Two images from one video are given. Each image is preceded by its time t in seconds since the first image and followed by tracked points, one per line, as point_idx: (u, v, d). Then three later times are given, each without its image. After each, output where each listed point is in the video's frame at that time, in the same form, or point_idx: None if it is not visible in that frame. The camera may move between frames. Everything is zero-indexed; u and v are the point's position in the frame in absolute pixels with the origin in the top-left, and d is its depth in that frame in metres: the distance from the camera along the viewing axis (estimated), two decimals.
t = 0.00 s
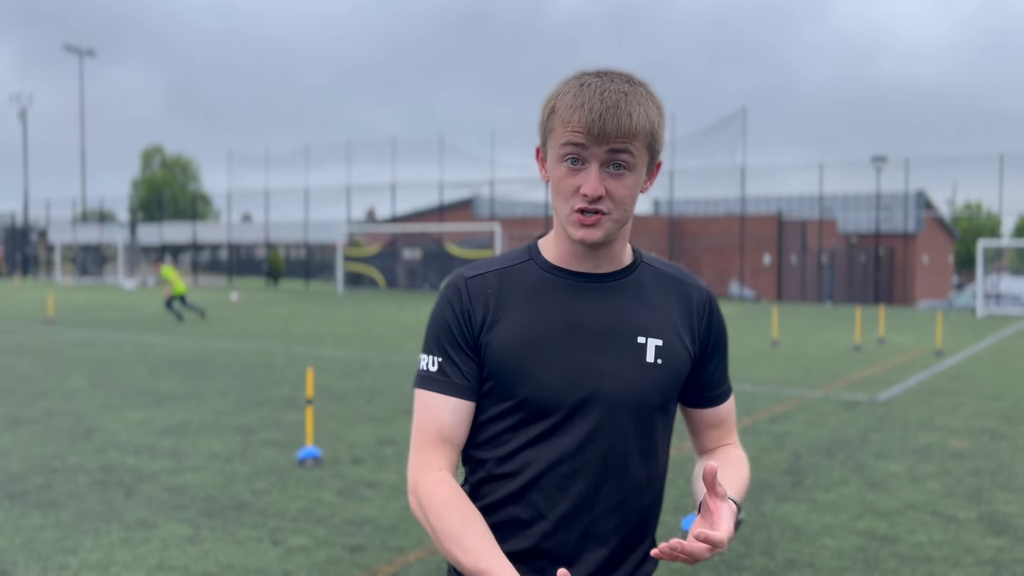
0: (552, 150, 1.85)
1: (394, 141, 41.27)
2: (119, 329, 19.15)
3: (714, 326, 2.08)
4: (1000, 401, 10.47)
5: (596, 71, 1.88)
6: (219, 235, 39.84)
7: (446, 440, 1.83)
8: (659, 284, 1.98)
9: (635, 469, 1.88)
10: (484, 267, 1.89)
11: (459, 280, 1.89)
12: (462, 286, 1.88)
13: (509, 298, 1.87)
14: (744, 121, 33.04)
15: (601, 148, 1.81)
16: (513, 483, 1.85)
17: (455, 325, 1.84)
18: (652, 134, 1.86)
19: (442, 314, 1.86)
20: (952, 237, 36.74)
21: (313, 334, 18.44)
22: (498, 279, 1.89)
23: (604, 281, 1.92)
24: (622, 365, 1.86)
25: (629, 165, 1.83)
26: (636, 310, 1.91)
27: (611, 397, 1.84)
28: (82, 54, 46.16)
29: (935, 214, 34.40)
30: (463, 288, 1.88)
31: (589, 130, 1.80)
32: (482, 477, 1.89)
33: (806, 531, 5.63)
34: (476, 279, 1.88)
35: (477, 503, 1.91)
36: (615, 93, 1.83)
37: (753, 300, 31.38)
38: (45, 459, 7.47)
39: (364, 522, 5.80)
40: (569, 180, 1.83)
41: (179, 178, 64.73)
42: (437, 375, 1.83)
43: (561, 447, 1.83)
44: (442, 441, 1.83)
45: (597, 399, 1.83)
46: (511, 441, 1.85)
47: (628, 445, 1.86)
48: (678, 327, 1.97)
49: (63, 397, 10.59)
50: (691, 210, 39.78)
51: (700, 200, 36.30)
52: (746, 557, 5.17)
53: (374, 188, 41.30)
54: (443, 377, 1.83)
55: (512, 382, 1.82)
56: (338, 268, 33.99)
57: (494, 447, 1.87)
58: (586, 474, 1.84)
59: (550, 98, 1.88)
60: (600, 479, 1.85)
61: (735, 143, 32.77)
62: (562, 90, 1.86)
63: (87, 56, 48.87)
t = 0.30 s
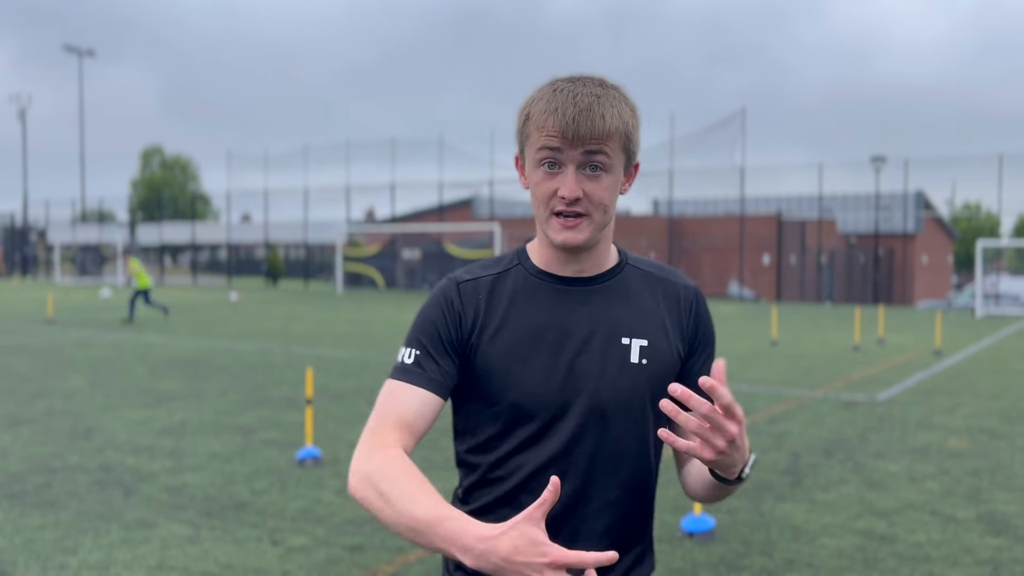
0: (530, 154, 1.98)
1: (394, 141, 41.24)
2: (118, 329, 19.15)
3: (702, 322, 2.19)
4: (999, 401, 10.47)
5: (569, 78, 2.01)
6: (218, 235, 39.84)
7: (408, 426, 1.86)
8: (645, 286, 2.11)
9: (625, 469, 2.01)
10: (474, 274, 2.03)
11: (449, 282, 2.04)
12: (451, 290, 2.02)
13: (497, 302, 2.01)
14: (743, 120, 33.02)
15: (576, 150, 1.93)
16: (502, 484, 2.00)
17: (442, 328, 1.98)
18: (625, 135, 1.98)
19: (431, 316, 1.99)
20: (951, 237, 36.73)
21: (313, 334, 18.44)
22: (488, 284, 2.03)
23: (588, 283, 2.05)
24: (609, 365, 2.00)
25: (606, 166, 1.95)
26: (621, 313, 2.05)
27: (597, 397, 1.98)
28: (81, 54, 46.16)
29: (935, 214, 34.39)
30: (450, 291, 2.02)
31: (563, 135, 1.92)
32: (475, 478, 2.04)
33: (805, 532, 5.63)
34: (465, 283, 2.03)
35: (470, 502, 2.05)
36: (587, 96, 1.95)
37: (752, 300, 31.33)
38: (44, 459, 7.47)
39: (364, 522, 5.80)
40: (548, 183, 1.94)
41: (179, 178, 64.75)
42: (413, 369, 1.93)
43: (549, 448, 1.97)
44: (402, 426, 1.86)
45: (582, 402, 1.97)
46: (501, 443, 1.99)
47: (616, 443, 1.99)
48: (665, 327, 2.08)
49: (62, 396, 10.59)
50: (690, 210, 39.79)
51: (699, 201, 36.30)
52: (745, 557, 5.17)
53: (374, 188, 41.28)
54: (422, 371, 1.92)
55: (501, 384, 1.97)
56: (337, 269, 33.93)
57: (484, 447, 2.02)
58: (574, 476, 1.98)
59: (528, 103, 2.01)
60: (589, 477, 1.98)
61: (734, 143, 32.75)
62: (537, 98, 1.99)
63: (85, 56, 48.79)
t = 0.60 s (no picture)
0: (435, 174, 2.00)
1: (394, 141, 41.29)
2: (118, 329, 19.16)
3: (663, 329, 1.98)
4: (999, 401, 10.48)
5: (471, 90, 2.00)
6: (218, 235, 39.87)
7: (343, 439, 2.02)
8: (592, 293, 1.98)
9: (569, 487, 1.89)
10: (415, 292, 2.05)
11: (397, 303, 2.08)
12: (398, 311, 2.06)
13: (434, 317, 2.01)
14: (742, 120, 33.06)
15: (457, 162, 1.91)
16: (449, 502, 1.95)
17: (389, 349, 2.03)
18: (512, 136, 1.90)
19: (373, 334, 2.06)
20: (951, 238, 36.74)
21: (313, 334, 18.46)
22: (432, 300, 2.03)
23: (520, 296, 1.97)
24: (542, 380, 1.90)
25: (493, 176, 1.90)
26: (559, 323, 1.94)
27: (530, 412, 1.89)
28: (81, 54, 46.17)
29: (934, 214, 34.44)
30: (397, 314, 2.05)
31: (444, 150, 1.92)
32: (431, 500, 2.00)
33: (804, 531, 5.63)
34: (410, 303, 2.05)
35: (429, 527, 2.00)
36: (470, 106, 1.93)
37: (752, 300, 31.34)
38: (44, 459, 7.48)
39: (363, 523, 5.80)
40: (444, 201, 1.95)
41: (179, 178, 64.82)
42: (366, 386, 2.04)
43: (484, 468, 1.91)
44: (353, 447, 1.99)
45: (518, 418, 1.89)
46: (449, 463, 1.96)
47: (555, 463, 1.88)
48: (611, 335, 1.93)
49: (62, 396, 10.60)
50: (690, 210, 39.85)
51: (699, 200, 36.30)
52: (744, 557, 5.18)
53: (374, 188, 41.33)
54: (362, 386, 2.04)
55: (434, 400, 1.96)
56: (336, 269, 33.94)
57: (437, 469, 1.99)
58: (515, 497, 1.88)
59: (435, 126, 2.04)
60: (530, 497, 1.88)
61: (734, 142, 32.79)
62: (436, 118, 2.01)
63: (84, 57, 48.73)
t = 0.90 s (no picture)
0: (419, 143, 1.91)
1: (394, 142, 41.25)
2: (118, 329, 19.13)
3: (607, 304, 1.90)
4: (999, 401, 10.48)
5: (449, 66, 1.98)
6: (217, 235, 39.83)
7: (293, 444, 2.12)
8: (548, 275, 1.95)
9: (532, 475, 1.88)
10: (370, 289, 2.07)
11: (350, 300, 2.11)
12: (349, 307, 2.08)
13: (390, 311, 2.02)
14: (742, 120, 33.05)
15: (466, 130, 1.86)
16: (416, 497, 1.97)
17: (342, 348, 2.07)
18: (515, 114, 1.91)
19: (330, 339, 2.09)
20: (951, 238, 36.74)
21: (313, 334, 18.44)
22: (384, 294, 2.05)
23: (478, 283, 1.95)
24: (500, 369, 1.89)
25: (498, 148, 1.87)
26: (514, 311, 1.91)
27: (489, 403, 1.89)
28: (80, 54, 46.07)
29: (934, 214, 34.45)
30: (349, 311, 2.08)
31: (450, 115, 1.86)
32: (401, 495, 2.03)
33: (804, 532, 5.63)
34: (363, 298, 2.07)
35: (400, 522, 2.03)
36: (473, 74, 1.90)
37: (751, 300, 31.33)
38: (43, 459, 7.47)
39: (362, 522, 5.80)
40: (439, 169, 1.88)
41: (179, 178, 64.76)
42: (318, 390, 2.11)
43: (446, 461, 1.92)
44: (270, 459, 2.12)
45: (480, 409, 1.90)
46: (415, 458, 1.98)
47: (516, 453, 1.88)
48: (566, 316, 1.89)
49: (62, 397, 10.58)
50: (690, 210, 39.86)
51: (699, 201, 36.27)
52: (744, 557, 5.18)
53: (374, 188, 41.31)
54: (324, 393, 2.10)
55: (396, 397, 1.97)
56: (336, 269, 33.88)
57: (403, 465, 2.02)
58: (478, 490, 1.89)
59: (409, 93, 1.97)
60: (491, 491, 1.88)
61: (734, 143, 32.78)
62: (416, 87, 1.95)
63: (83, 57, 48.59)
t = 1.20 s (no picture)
0: (437, 179, 1.86)
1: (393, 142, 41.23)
2: (118, 329, 19.12)
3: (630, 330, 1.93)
4: (999, 400, 10.48)
5: (476, 91, 1.90)
6: (217, 235, 39.81)
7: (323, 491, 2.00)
8: (567, 301, 1.94)
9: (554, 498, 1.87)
10: (383, 309, 1.98)
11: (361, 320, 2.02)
12: (360, 331, 1.99)
13: (406, 334, 1.95)
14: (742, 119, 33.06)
15: (486, 177, 1.81)
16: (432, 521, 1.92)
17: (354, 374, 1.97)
18: (537, 154, 1.85)
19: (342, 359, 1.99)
20: (951, 238, 36.72)
21: (313, 334, 18.42)
22: (397, 317, 1.97)
23: (499, 310, 1.92)
24: (524, 397, 1.86)
25: (519, 192, 1.83)
26: (537, 337, 1.89)
27: (514, 430, 1.85)
28: (80, 53, 46.06)
29: (934, 214, 34.43)
30: (362, 335, 1.98)
31: (471, 159, 1.80)
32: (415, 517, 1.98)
33: (804, 531, 5.63)
34: (375, 320, 1.99)
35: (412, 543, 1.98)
36: (497, 113, 1.84)
37: (751, 300, 31.30)
38: (44, 459, 7.47)
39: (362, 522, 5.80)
40: (457, 210, 1.83)
41: (178, 178, 64.74)
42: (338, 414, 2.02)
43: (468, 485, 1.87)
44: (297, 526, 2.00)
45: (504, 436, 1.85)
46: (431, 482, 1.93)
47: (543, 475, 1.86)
48: (587, 342, 1.89)
49: (62, 397, 10.56)
50: (690, 210, 39.86)
51: (699, 200, 36.28)
52: (744, 556, 5.18)
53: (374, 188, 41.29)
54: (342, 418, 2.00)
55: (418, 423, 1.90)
56: (336, 268, 33.85)
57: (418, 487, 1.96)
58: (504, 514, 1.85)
59: (426, 123, 1.90)
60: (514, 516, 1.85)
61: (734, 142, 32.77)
62: (441, 113, 1.88)
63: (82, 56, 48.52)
